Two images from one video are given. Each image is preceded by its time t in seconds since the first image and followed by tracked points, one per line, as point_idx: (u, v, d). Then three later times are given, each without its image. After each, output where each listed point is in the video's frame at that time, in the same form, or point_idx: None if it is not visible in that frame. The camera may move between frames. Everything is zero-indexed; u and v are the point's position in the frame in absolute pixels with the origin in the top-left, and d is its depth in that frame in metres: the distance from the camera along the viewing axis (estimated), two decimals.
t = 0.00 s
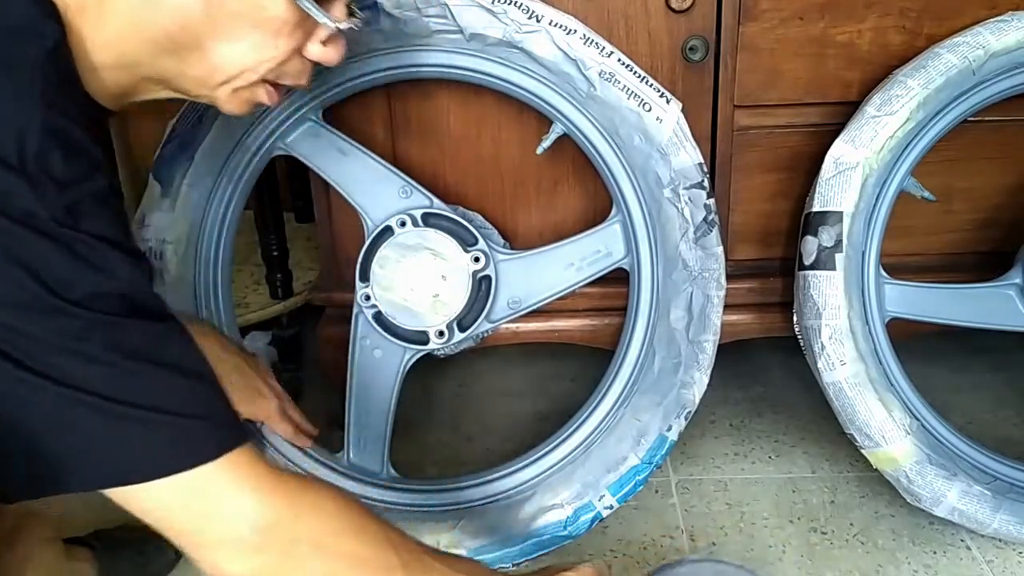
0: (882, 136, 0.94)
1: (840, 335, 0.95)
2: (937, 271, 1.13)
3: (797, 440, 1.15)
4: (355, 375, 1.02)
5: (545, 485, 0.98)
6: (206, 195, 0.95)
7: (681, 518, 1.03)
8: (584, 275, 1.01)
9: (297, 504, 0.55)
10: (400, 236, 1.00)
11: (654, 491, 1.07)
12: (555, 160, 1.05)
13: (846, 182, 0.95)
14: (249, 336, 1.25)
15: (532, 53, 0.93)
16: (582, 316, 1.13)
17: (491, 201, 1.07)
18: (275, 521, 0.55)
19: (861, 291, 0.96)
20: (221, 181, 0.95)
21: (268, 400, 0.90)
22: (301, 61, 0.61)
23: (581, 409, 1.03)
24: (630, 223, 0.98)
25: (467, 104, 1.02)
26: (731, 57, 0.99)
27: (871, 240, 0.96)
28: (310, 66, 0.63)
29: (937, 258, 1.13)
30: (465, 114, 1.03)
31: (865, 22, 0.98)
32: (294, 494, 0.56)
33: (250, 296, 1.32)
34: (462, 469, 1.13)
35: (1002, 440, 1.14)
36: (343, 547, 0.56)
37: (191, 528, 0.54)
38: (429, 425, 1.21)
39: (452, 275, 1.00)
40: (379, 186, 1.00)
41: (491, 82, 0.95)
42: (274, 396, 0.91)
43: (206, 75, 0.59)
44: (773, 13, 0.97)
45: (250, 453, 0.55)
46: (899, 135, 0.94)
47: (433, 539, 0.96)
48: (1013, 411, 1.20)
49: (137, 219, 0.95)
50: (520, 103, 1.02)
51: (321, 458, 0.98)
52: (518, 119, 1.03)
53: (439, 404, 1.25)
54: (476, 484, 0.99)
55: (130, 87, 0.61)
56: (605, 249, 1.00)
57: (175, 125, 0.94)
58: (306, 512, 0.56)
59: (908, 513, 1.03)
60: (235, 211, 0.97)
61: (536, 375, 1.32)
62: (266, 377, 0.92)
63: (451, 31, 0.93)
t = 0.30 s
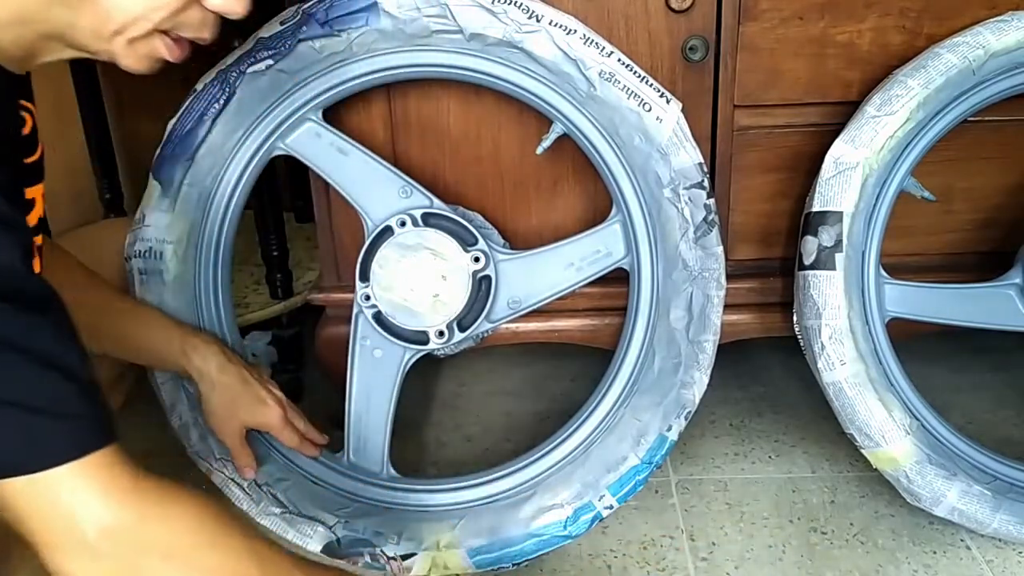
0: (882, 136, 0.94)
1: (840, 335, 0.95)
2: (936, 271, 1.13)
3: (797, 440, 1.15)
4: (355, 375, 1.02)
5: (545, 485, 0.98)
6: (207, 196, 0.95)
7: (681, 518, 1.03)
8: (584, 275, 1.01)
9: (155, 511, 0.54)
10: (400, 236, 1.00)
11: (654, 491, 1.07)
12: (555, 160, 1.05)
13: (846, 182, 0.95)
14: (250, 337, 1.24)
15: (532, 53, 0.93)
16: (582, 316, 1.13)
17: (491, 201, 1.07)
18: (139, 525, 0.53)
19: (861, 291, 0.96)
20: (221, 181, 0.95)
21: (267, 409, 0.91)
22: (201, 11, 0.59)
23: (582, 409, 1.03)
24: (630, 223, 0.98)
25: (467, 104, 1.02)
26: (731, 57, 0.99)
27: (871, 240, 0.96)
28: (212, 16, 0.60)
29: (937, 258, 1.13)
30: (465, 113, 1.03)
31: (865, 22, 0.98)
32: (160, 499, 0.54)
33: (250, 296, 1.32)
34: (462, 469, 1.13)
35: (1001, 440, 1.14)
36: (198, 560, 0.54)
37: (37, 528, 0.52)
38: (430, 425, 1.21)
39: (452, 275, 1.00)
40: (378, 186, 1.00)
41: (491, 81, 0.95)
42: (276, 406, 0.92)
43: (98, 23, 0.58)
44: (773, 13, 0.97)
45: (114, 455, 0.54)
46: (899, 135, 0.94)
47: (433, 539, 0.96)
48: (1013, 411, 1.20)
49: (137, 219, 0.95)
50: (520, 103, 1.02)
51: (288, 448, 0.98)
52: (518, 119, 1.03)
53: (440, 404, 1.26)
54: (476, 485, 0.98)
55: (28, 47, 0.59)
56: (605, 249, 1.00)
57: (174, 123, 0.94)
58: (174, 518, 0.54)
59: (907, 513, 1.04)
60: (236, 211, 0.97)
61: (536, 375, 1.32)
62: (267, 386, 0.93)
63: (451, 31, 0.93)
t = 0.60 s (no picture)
0: (882, 136, 0.94)
1: (840, 335, 0.95)
2: (936, 271, 1.13)
3: (797, 440, 1.15)
4: (355, 375, 1.02)
5: (545, 485, 0.98)
6: (207, 195, 0.95)
7: (681, 518, 1.03)
8: (584, 274, 1.01)
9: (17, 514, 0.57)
10: (400, 236, 1.00)
11: (654, 491, 1.07)
12: (555, 160, 1.05)
13: (846, 182, 0.95)
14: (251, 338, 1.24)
15: (531, 52, 0.93)
16: (583, 316, 1.13)
17: (491, 200, 1.07)
18: (39, 546, 0.57)
19: (861, 291, 0.96)
20: (221, 181, 0.95)
21: (273, 410, 0.87)
22: None
23: (582, 409, 1.03)
24: (630, 223, 0.98)
25: (467, 104, 1.02)
26: (731, 57, 0.99)
27: (871, 240, 0.96)
28: None
29: (937, 258, 1.13)
30: (465, 113, 1.03)
31: (865, 22, 0.98)
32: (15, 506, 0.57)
33: (249, 296, 1.31)
34: (462, 468, 1.13)
35: (1001, 440, 1.14)
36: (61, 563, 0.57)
37: None
38: (430, 425, 1.21)
39: (452, 275, 1.00)
40: (379, 186, 0.99)
41: (491, 81, 0.95)
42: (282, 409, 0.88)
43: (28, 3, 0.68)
44: (773, 13, 0.97)
45: None
46: (899, 135, 0.94)
47: (433, 539, 0.96)
48: (1013, 411, 1.20)
49: (136, 219, 0.95)
50: (520, 103, 1.02)
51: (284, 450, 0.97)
52: (518, 119, 1.03)
53: (440, 404, 1.25)
54: (476, 485, 0.98)
55: None
56: (605, 248, 1.00)
57: (173, 123, 0.94)
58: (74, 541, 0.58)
59: (907, 513, 1.04)
60: (236, 211, 0.97)
61: (537, 375, 1.32)
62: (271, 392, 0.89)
63: (451, 31, 0.93)
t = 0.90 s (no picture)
0: (882, 136, 0.94)
1: (840, 335, 0.95)
2: (936, 271, 1.13)
3: (797, 440, 1.16)
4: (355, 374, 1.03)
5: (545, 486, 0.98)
6: (207, 195, 0.95)
7: (681, 518, 1.03)
8: (584, 274, 1.01)
9: None
10: (400, 236, 1.00)
11: (653, 491, 1.08)
12: (555, 160, 1.05)
13: (846, 182, 0.95)
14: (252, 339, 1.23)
15: (532, 52, 0.93)
16: (583, 316, 1.13)
17: (491, 200, 1.07)
18: None
19: (861, 292, 0.96)
20: (221, 180, 0.95)
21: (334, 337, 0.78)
22: None
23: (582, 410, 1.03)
24: (630, 223, 0.98)
25: (467, 104, 1.02)
26: (731, 57, 0.99)
27: (871, 240, 0.96)
28: None
29: (937, 258, 1.13)
30: (465, 113, 1.03)
31: (865, 22, 0.98)
32: None
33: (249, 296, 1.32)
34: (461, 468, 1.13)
35: (1001, 440, 1.14)
36: None
37: None
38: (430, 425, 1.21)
39: (452, 275, 1.00)
40: (379, 186, 1.00)
41: (491, 81, 0.95)
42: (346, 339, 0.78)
43: None
44: (773, 13, 0.97)
45: None
46: (899, 135, 0.94)
47: (433, 538, 0.95)
48: (1014, 411, 1.20)
49: (136, 219, 0.94)
50: (519, 103, 1.02)
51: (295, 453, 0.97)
52: (518, 118, 1.03)
53: (440, 404, 1.25)
54: (476, 485, 0.98)
55: None
56: (605, 248, 1.00)
57: (173, 122, 0.93)
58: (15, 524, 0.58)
59: (907, 513, 1.03)
60: (236, 210, 0.97)
61: (537, 375, 1.32)
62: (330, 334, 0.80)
63: (451, 31, 0.93)
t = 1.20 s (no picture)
0: (882, 136, 0.94)
1: (840, 335, 0.95)
2: (936, 271, 1.13)
3: (797, 440, 1.16)
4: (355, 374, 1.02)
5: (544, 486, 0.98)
6: (207, 195, 0.95)
7: (681, 518, 1.03)
8: (584, 274, 1.01)
9: None
10: (400, 236, 1.00)
11: (653, 491, 1.08)
12: (555, 159, 1.05)
13: (846, 182, 0.95)
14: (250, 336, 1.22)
15: (532, 52, 0.93)
16: (583, 316, 1.13)
17: (491, 199, 1.07)
18: None
19: (861, 292, 0.96)
20: (222, 180, 0.95)
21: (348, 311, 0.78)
22: None
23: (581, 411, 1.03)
24: (630, 223, 0.98)
25: (467, 104, 1.02)
26: (731, 57, 0.99)
27: (871, 240, 0.96)
28: None
29: (937, 258, 1.13)
30: (465, 113, 1.03)
31: (865, 22, 0.98)
32: None
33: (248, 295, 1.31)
34: (461, 468, 1.13)
35: (1001, 440, 1.14)
36: None
37: None
38: (430, 425, 1.21)
39: (452, 275, 1.00)
40: (379, 186, 1.00)
41: (491, 81, 0.95)
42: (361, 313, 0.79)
43: None
44: (773, 13, 0.97)
45: None
46: (899, 135, 0.94)
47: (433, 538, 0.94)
48: (1013, 411, 1.20)
49: (136, 219, 0.94)
50: (519, 103, 1.02)
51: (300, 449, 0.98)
52: (518, 118, 1.03)
53: (440, 404, 1.25)
54: (476, 486, 0.98)
55: None
56: (605, 248, 1.00)
57: (173, 122, 0.93)
58: None
59: (907, 513, 1.04)
60: (237, 210, 0.97)
61: (537, 375, 1.32)
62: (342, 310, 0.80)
63: (451, 31, 0.93)
